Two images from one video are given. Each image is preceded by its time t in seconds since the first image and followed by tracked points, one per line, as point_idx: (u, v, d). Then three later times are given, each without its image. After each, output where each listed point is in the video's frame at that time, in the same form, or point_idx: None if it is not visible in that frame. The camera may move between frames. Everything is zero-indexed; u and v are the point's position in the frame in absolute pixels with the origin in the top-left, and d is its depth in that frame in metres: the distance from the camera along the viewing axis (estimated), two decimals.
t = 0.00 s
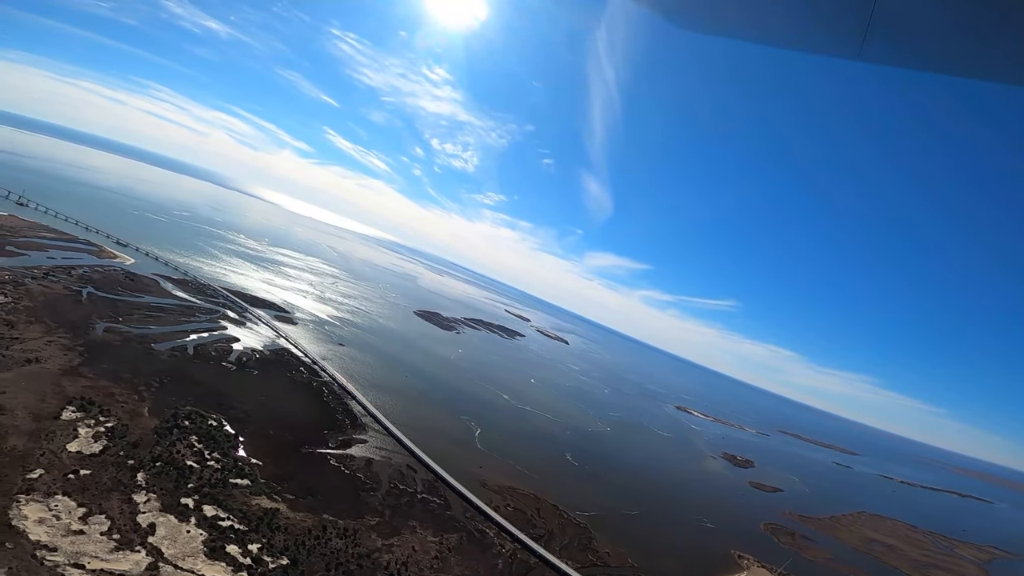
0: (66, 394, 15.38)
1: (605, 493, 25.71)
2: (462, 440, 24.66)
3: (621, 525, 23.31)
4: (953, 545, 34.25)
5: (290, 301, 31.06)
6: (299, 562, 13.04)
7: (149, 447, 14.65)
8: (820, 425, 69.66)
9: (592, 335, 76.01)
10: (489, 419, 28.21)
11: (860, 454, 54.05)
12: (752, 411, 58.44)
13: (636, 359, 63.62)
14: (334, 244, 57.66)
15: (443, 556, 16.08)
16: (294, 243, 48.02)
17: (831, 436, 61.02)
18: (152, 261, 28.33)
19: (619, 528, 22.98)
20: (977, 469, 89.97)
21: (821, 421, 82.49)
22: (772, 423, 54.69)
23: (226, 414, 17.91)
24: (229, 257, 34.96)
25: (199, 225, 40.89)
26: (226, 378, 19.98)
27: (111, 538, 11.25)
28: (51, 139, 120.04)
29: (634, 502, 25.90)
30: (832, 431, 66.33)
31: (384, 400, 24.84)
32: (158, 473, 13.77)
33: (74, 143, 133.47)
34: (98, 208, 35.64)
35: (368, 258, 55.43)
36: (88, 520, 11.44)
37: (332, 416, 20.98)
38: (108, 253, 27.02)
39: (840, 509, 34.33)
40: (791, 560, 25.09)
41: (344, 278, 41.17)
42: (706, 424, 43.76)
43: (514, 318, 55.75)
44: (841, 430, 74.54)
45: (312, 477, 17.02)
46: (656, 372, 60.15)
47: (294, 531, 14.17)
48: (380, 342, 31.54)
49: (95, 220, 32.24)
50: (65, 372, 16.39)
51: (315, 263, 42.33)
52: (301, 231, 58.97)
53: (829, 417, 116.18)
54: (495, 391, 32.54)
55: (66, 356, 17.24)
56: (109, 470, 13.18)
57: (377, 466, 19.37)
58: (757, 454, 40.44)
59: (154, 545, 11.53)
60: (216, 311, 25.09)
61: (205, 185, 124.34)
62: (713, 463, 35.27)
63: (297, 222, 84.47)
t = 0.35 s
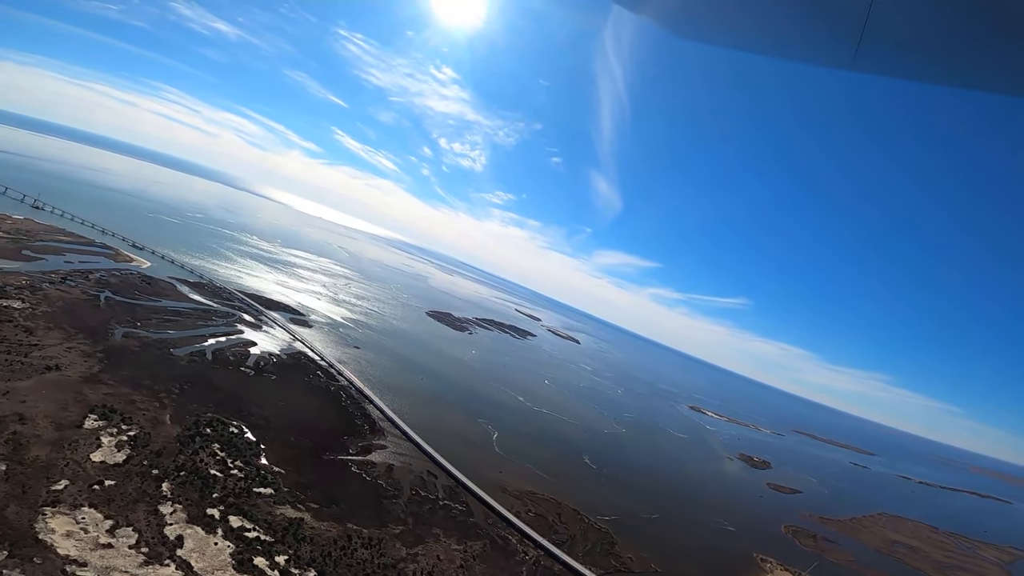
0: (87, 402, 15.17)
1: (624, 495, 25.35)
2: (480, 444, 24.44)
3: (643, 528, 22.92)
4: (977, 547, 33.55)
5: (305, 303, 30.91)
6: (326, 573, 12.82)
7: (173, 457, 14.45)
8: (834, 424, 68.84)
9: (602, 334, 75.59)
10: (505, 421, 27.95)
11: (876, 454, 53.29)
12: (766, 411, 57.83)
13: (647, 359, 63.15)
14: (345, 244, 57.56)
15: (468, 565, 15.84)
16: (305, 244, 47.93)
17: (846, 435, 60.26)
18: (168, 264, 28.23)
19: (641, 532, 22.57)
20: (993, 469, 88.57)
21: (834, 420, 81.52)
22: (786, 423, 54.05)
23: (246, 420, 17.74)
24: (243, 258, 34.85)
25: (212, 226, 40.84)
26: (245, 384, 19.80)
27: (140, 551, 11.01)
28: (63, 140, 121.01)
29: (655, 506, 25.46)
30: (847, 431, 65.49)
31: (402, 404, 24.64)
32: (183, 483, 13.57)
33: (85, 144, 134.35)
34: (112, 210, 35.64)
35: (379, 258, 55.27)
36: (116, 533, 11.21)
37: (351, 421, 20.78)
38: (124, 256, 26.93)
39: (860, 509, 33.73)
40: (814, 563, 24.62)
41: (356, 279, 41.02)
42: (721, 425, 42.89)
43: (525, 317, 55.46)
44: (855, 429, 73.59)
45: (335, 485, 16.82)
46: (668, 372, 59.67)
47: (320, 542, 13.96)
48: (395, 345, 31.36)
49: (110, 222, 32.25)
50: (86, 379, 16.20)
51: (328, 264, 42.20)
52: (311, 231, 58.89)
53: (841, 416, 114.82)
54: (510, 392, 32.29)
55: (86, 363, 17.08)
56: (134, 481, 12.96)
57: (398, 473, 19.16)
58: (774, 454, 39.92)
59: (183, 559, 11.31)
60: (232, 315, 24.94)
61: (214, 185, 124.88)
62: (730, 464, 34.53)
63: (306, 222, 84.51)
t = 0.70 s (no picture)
0: (110, 410, 14.94)
1: (645, 498, 24.97)
2: (499, 447, 24.19)
3: (666, 531, 22.56)
4: (1002, 547, 32.85)
5: (320, 305, 30.76)
6: None
7: (198, 465, 14.28)
8: (849, 422, 67.93)
9: (613, 332, 75.11)
10: (523, 423, 27.70)
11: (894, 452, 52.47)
12: (781, 409, 57.19)
13: (660, 357, 62.62)
14: (356, 243, 57.45)
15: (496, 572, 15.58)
16: (317, 244, 47.83)
17: (862, 433, 59.46)
18: (184, 266, 28.15)
19: (665, 534, 22.23)
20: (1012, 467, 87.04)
21: (848, 417, 80.59)
22: (802, 421, 53.41)
23: (268, 426, 17.56)
24: (257, 260, 34.76)
25: (225, 228, 40.80)
26: (265, 389, 19.63)
27: (171, 564, 10.81)
28: (73, 142, 121.93)
29: (676, 508, 25.07)
30: (863, 429, 64.62)
31: (420, 407, 24.45)
32: (209, 493, 13.39)
33: (95, 146, 135.56)
34: (126, 212, 35.62)
35: (390, 257, 55.10)
36: (146, 545, 10.99)
37: (372, 426, 20.59)
38: (140, 259, 26.85)
39: (882, 510, 33.18)
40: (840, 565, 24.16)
41: (369, 280, 40.87)
42: (737, 424, 42.31)
43: (536, 316, 55.13)
44: (870, 427, 72.58)
45: (358, 492, 16.62)
46: (680, 370, 59.19)
47: (347, 552, 13.74)
48: (410, 346, 31.19)
49: (126, 225, 32.26)
50: (108, 386, 16.00)
51: (340, 265, 42.05)
52: (322, 231, 58.81)
53: (855, 413, 113.55)
54: (526, 393, 32.06)
55: (107, 369, 16.89)
56: (161, 491, 12.76)
57: (420, 478, 18.96)
58: (791, 452, 39.43)
59: (215, 572, 11.09)
60: (249, 317, 24.80)
61: (223, 185, 125.38)
62: (749, 464, 34.02)
63: (315, 221, 84.58)
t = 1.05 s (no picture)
0: (134, 418, 14.77)
1: (667, 499, 24.64)
2: (519, 449, 23.96)
3: (690, 532, 22.27)
4: None
5: (335, 306, 30.62)
6: None
7: (224, 474, 14.13)
8: (865, 419, 67.09)
9: (624, 328, 74.61)
10: (541, 424, 27.45)
11: (912, 450, 51.73)
12: (796, 405, 56.59)
13: (671, 354, 62.19)
14: (366, 242, 57.32)
15: None
16: (329, 243, 47.73)
17: (879, 430, 58.68)
18: (200, 269, 28.07)
19: (689, 537, 21.93)
20: None
21: (862, 413, 79.75)
22: (817, 418, 52.81)
23: (291, 432, 17.40)
24: (271, 261, 34.68)
25: (238, 228, 40.77)
26: (286, 393, 19.48)
27: None
28: (83, 143, 122.88)
29: (699, 509, 24.75)
30: (879, 426, 63.78)
31: (438, 409, 24.27)
32: (237, 503, 13.22)
33: (104, 146, 136.46)
34: (140, 214, 35.64)
35: (400, 256, 54.95)
36: (178, 558, 10.82)
37: (393, 430, 20.41)
38: (157, 262, 26.80)
39: (905, 509, 32.67)
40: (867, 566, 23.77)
41: (381, 279, 40.72)
42: (754, 422, 41.84)
43: (548, 313, 54.81)
44: (886, 423, 71.62)
45: (383, 498, 16.45)
46: (693, 366, 58.68)
47: (376, 561, 13.57)
48: (425, 346, 31.02)
49: (141, 227, 32.31)
50: (132, 393, 15.84)
51: (352, 264, 41.91)
52: (332, 230, 58.78)
53: (867, 408, 112.38)
54: (542, 393, 31.82)
55: (129, 375, 16.72)
56: (190, 502, 12.60)
57: (443, 482, 18.78)
58: (810, 450, 38.95)
59: None
60: (267, 320, 24.69)
61: (232, 186, 126.08)
62: (768, 463, 33.58)
63: (324, 220, 84.60)
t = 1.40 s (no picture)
0: (159, 426, 14.63)
1: (690, 500, 24.29)
2: (539, 450, 23.67)
3: (714, 534, 21.94)
4: None
5: (351, 307, 30.46)
6: None
7: (251, 483, 13.98)
8: (882, 415, 66.11)
9: (636, 324, 74.05)
10: (560, 424, 27.16)
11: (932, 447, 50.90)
12: (812, 402, 55.89)
13: (685, 350, 61.69)
14: (377, 240, 57.21)
15: None
16: (341, 242, 47.62)
17: (897, 427, 57.79)
18: (216, 271, 28.02)
19: (714, 538, 21.59)
20: None
21: (878, 409, 78.74)
22: (835, 415, 52.10)
23: (314, 438, 17.23)
24: (285, 261, 34.60)
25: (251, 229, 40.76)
26: (307, 398, 19.32)
27: None
28: (95, 146, 124.15)
29: (723, 510, 24.39)
30: (897, 422, 62.84)
31: (458, 411, 24.04)
32: (266, 513, 13.08)
33: (114, 147, 137.63)
34: (155, 216, 35.70)
35: (411, 254, 54.80)
36: (212, 571, 10.66)
37: (414, 433, 20.23)
38: (174, 265, 26.78)
39: (930, 508, 32.10)
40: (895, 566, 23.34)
41: (394, 279, 40.54)
42: (771, 419, 41.35)
43: (560, 311, 54.41)
44: (904, 420, 70.57)
45: (409, 505, 16.27)
46: (708, 363, 58.12)
47: (406, 570, 13.38)
48: (442, 347, 30.80)
49: (157, 229, 32.37)
50: (156, 400, 15.71)
51: (365, 264, 41.77)
52: (343, 229, 58.72)
53: (882, 403, 111.03)
54: (560, 392, 31.52)
55: (152, 382, 16.57)
56: (219, 512, 12.45)
57: (466, 487, 18.59)
58: (830, 448, 38.40)
59: None
60: (285, 323, 24.54)
61: (242, 186, 126.81)
62: (788, 462, 33.14)
63: (333, 219, 84.66)
